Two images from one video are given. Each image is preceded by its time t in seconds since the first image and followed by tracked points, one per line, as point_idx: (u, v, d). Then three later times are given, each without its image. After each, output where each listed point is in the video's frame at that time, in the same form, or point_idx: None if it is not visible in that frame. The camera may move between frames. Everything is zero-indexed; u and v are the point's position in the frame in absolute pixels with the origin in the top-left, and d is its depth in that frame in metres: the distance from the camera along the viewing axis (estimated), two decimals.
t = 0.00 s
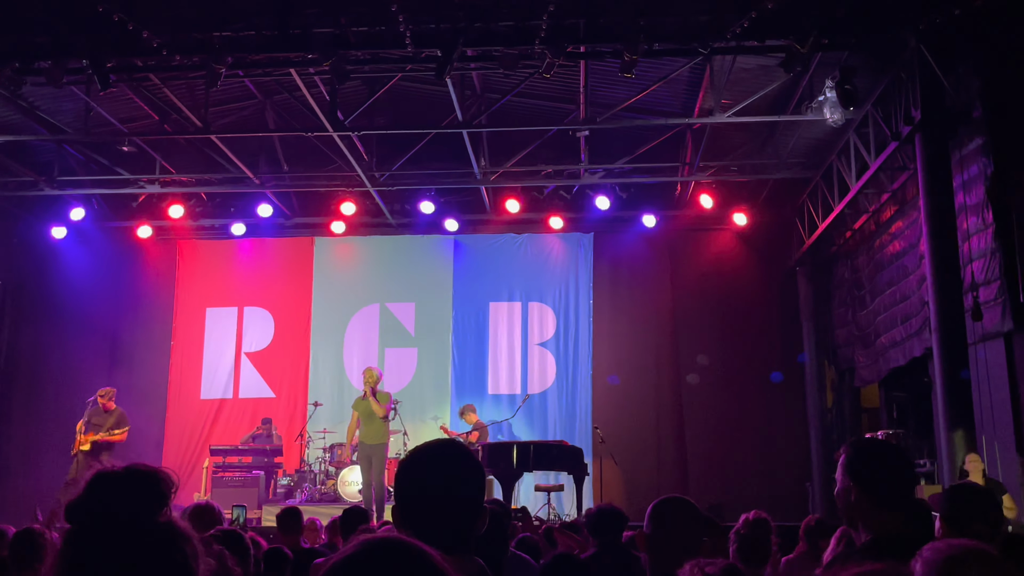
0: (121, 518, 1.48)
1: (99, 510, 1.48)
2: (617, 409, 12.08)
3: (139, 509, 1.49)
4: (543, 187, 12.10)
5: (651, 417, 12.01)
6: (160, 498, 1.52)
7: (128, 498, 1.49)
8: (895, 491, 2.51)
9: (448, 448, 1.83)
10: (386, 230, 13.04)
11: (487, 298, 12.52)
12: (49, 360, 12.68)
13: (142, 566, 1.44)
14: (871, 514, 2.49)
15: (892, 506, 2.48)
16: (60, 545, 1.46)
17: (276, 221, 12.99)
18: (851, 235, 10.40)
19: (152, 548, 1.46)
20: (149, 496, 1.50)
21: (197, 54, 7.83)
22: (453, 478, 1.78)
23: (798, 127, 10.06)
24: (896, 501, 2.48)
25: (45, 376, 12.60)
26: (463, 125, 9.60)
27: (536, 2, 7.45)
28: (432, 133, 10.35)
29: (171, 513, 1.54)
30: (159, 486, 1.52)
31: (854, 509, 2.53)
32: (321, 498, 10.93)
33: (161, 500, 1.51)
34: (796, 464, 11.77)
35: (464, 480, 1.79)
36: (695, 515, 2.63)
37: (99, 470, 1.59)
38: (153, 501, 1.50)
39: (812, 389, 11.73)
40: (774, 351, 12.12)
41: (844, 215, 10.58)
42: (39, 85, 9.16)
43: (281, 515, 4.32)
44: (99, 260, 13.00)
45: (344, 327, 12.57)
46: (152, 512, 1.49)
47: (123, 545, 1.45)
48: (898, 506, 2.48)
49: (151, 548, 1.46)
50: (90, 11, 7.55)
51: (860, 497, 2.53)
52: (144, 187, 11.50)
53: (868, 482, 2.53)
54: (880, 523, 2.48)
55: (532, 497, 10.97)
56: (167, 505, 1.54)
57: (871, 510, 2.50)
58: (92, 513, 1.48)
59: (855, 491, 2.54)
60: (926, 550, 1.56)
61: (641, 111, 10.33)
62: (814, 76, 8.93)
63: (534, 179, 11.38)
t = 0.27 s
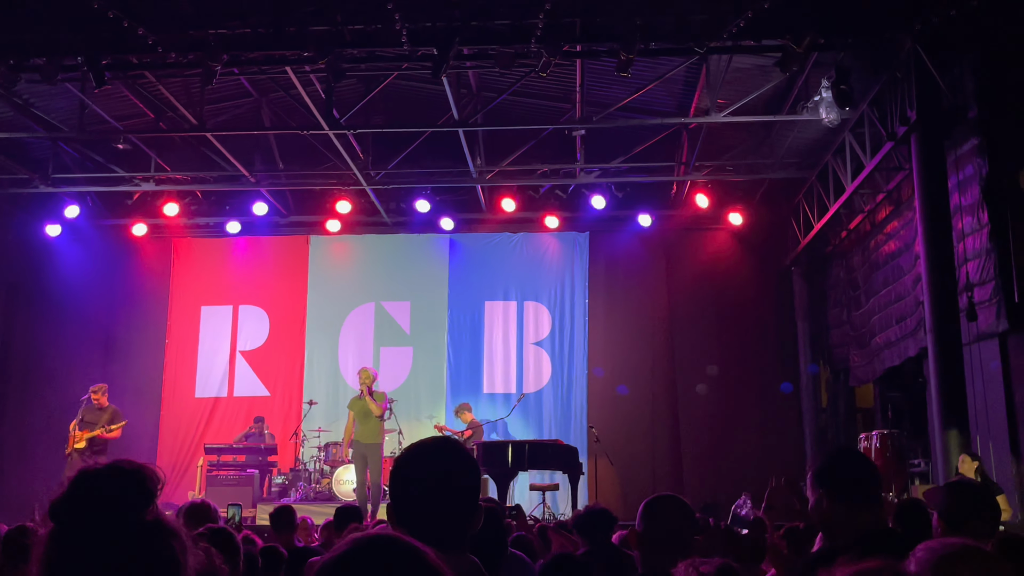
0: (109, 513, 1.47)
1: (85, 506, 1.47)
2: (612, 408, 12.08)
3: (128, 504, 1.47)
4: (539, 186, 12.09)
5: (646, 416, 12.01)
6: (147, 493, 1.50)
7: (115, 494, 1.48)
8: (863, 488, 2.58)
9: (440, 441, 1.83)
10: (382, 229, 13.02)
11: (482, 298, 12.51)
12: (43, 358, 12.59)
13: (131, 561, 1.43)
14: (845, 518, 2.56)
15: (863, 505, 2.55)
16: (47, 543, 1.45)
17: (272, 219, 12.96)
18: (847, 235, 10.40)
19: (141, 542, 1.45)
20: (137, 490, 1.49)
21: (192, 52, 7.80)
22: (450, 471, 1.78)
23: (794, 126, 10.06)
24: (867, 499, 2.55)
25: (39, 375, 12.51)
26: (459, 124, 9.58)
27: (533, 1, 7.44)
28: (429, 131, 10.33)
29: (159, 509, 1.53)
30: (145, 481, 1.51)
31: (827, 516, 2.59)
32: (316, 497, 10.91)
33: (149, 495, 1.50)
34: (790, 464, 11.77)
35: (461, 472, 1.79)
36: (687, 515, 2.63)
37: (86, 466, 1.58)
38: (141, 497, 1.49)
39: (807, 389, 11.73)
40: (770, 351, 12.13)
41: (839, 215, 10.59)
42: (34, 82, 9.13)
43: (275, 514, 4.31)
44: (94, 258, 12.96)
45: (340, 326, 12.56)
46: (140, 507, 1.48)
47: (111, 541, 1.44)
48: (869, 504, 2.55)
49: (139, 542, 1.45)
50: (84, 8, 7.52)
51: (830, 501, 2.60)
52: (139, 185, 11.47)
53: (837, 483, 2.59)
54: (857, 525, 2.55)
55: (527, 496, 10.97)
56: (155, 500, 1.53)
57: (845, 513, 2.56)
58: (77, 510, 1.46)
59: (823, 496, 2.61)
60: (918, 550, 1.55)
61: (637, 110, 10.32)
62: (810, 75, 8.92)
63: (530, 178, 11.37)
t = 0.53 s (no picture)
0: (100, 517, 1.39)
1: (75, 509, 1.40)
2: (608, 405, 12.09)
3: (119, 505, 1.40)
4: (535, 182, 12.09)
5: (641, 413, 12.02)
6: (140, 493, 1.44)
7: (106, 495, 1.41)
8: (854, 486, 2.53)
9: (434, 434, 1.83)
10: (377, 225, 13.00)
11: (478, 294, 12.50)
12: (38, 355, 12.46)
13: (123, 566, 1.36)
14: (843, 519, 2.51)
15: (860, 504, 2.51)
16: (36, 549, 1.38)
17: (267, 215, 12.93)
18: (843, 232, 10.41)
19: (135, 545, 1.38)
20: (129, 495, 1.41)
21: (188, 47, 7.77)
22: (448, 467, 1.78)
23: (790, 124, 10.06)
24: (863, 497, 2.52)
25: (34, 371, 12.38)
26: (455, 120, 9.56)
27: None
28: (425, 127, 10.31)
29: (155, 509, 1.47)
30: (136, 482, 1.44)
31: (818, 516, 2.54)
32: (311, 493, 10.90)
33: (142, 495, 1.44)
34: (785, 461, 11.78)
35: (459, 466, 1.80)
36: (682, 510, 2.64)
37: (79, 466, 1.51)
38: (133, 496, 1.42)
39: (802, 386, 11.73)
40: (765, 348, 12.14)
41: (835, 212, 10.59)
42: (29, 77, 9.10)
43: (271, 509, 4.29)
44: (89, 253, 12.91)
45: (335, 322, 12.55)
46: (132, 507, 1.41)
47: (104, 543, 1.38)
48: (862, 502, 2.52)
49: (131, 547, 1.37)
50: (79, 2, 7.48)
51: (821, 500, 2.55)
52: (134, 180, 11.44)
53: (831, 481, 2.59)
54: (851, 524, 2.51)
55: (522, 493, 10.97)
56: (148, 501, 1.46)
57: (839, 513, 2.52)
58: (67, 511, 1.40)
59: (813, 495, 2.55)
60: (912, 546, 1.55)
61: (634, 107, 10.31)
62: (806, 72, 8.92)
63: (527, 175, 11.37)
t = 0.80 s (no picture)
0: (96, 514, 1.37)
1: (69, 503, 1.38)
2: (604, 399, 12.09)
3: (114, 499, 1.39)
4: (532, 176, 12.08)
5: (637, 407, 12.02)
6: (133, 488, 1.42)
7: (100, 489, 1.39)
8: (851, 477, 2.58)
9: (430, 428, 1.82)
10: (374, 218, 12.97)
11: (474, 288, 12.49)
12: (33, 346, 12.45)
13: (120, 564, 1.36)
14: (842, 511, 2.53)
15: (858, 493, 2.54)
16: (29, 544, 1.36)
17: (263, 208, 12.90)
18: (839, 227, 10.41)
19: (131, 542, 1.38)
20: (122, 491, 1.40)
21: (184, 39, 7.75)
22: (444, 460, 1.78)
23: (788, 118, 10.05)
24: (858, 489, 2.57)
25: (29, 363, 12.37)
26: (452, 113, 9.54)
27: None
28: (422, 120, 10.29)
29: (148, 501, 1.47)
30: (130, 479, 1.43)
31: (818, 509, 2.56)
32: (306, 486, 10.89)
33: (134, 489, 1.42)
34: (781, 456, 11.79)
35: (456, 459, 1.79)
36: (684, 501, 2.64)
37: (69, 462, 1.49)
38: (127, 492, 1.40)
39: (798, 381, 11.74)
40: (761, 343, 12.14)
41: (832, 207, 10.59)
42: (24, 68, 9.07)
43: (267, 502, 4.28)
44: (84, 246, 12.87)
45: (332, 315, 12.53)
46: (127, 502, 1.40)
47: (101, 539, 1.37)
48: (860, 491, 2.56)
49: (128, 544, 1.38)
50: None
51: (823, 493, 2.59)
52: (130, 173, 11.40)
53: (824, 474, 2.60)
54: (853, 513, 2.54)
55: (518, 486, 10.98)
56: (141, 494, 1.45)
57: (838, 504, 2.55)
58: (62, 506, 1.38)
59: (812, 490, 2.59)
60: (904, 540, 1.56)
61: (631, 101, 10.30)
62: (804, 67, 8.92)
63: (524, 169, 11.36)
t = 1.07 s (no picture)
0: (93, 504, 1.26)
1: (65, 491, 1.27)
2: (601, 391, 12.09)
3: (112, 487, 1.27)
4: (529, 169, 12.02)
5: (634, 400, 12.03)
6: (129, 478, 1.29)
7: (98, 478, 1.27)
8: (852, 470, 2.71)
9: (431, 418, 1.90)
10: (370, 211, 12.93)
11: (471, 281, 12.48)
12: (28, 337, 12.55)
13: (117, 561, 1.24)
14: (844, 504, 2.66)
15: (859, 485, 2.67)
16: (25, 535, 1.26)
17: (260, 200, 12.86)
18: (836, 220, 10.40)
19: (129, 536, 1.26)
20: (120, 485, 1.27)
21: (180, 29, 7.70)
22: (445, 448, 1.86)
23: (785, 111, 10.04)
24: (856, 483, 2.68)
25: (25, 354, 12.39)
26: (449, 105, 9.51)
27: None
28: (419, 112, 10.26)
29: (148, 489, 1.34)
30: (129, 471, 1.30)
31: (820, 502, 2.68)
32: (303, 478, 10.89)
33: (132, 476, 1.30)
34: (777, 449, 11.80)
35: (457, 450, 1.87)
36: (684, 491, 2.63)
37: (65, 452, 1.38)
38: (125, 483, 1.28)
39: (794, 374, 11.74)
40: (758, 336, 12.15)
41: (829, 201, 10.59)
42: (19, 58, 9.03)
43: (264, 493, 4.27)
44: (80, 237, 12.85)
45: (328, 307, 12.52)
46: (126, 490, 1.28)
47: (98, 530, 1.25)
48: (860, 484, 2.69)
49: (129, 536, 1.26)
50: None
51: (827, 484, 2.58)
52: (126, 164, 11.38)
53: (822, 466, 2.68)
54: (855, 506, 2.67)
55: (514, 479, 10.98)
56: (141, 481, 1.32)
57: (840, 496, 2.67)
58: (59, 494, 1.27)
59: (816, 485, 2.71)
60: (903, 530, 1.56)
61: (629, 93, 10.28)
62: (802, 60, 8.90)
63: (521, 161, 11.34)
